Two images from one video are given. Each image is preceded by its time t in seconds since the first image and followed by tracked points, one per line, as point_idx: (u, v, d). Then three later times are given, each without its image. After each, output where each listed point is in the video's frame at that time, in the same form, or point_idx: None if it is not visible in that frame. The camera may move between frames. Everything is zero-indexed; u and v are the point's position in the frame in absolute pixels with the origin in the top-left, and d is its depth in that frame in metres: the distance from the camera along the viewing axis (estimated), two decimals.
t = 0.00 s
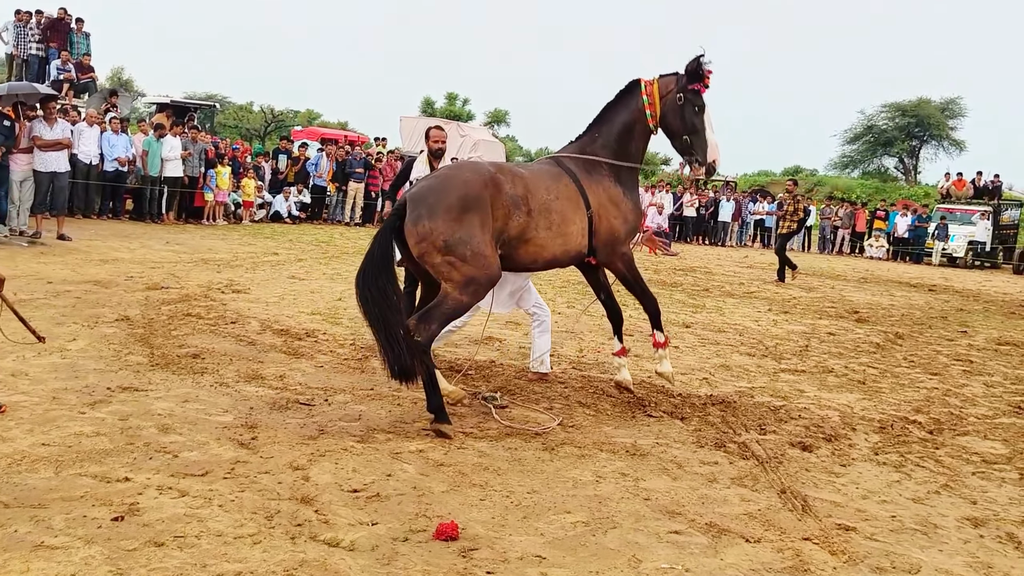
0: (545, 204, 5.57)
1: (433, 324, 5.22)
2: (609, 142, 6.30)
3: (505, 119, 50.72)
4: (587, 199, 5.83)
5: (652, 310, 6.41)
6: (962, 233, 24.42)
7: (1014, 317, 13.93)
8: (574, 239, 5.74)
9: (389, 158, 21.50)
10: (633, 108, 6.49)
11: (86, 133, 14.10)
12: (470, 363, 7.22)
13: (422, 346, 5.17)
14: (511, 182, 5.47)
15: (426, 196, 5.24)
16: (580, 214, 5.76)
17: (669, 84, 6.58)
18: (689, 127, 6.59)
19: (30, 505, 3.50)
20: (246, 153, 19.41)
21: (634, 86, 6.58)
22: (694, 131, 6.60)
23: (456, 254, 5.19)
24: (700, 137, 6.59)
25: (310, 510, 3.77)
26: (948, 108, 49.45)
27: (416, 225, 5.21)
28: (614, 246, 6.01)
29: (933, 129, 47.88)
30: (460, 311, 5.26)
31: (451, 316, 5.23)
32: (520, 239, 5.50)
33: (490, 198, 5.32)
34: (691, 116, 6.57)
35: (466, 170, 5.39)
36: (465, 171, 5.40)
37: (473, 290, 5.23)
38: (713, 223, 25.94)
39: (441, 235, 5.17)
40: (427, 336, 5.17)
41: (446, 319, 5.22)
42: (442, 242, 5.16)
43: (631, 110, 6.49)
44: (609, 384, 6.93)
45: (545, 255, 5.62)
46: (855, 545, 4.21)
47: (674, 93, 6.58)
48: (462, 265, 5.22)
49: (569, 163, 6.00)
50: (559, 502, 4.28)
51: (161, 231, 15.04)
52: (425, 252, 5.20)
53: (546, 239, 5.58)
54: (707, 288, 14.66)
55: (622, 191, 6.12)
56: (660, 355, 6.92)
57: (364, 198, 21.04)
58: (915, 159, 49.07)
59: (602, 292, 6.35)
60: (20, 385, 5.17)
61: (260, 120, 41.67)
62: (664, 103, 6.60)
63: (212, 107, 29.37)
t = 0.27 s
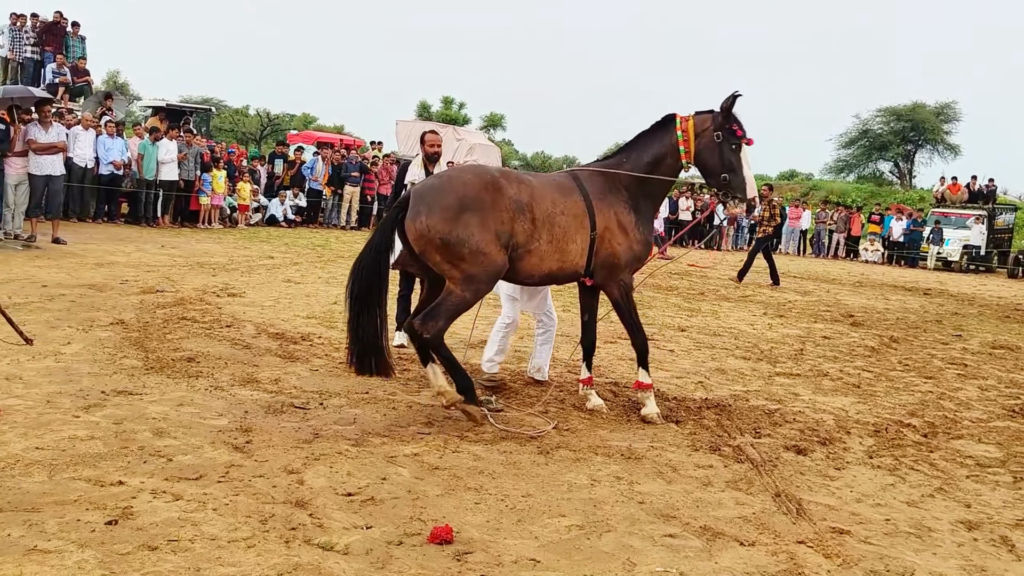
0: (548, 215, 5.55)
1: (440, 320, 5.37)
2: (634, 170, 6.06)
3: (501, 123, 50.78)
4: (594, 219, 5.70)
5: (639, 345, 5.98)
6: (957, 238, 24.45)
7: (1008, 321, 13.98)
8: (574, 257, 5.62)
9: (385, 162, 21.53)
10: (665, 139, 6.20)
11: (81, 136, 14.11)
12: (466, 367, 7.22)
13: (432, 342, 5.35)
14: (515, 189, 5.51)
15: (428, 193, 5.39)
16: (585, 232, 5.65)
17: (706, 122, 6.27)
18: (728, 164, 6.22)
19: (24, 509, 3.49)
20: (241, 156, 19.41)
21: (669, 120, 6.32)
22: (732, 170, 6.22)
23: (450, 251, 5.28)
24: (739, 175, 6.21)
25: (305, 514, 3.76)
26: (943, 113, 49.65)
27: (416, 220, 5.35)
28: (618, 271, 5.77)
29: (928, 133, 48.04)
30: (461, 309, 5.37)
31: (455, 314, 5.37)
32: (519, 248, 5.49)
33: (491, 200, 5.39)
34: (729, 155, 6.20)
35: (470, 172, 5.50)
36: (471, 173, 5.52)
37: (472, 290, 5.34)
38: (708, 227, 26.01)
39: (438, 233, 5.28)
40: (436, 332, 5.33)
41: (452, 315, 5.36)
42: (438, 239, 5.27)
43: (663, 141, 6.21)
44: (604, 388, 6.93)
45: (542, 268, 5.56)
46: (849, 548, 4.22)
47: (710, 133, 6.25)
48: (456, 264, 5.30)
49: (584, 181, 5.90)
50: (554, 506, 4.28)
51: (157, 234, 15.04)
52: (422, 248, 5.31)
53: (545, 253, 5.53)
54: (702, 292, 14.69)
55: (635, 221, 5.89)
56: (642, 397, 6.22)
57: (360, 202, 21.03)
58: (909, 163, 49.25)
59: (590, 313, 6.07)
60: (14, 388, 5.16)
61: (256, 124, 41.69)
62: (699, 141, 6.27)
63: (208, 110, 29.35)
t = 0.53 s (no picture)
0: (553, 217, 5.52)
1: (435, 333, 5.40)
2: (653, 175, 6.02)
3: (501, 126, 50.80)
4: (602, 220, 5.64)
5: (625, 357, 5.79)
6: (956, 240, 24.46)
7: (1008, 323, 13.98)
8: (581, 259, 5.57)
9: (384, 164, 21.55)
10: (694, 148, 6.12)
11: (81, 139, 14.13)
12: (467, 369, 7.22)
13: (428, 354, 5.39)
14: (518, 192, 5.51)
15: (430, 196, 5.46)
16: (592, 234, 5.60)
17: (740, 142, 6.14)
18: (750, 190, 6.16)
19: (25, 511, 3.49)
20: (241, 159, 19.42)
21: (702, 129, 6.19)
22: (751, 197, 6.16)
23: (450, 254, 5.34)
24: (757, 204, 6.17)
25: (306, 517, 3.76)
26: (942, 116, 49.71)
27: (417, 223, 5.43)
28: (628, 275, 5.70)
29: (928, 136, 48.09)
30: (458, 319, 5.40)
31: (450, 325, 5.40)
32: (522, 251, 5.48)
33: (492, 204, 5.41)
34: (755, 181, 6.12)
35: (473, 176, 5.54)
36: (474, 176, 5.55)
37: (470, 294, 5.37)
38: (708, 229, 26.03)
39: (437, 235, 5.35)
40: (431, 347, 5.38)
41: (448, 327, 5.39)
42: (438, 242, 5.33)
43: (691, 149, 6.13)
44: (605, 390, 6.93)
45: (548, 270, 5.54)
46: (850, 550, 4.22)
47: (742, 153, 6.12)
48: (456, 266, 5.36)
49: (597, 183, 5.86)
50: (555, 508, 4.28)
51: (156, 237, 15.05)
52: (422, 251, 5.39)
53: (549, 255, 5.51)
54: (702, 294, 14.70)
55: (650, 224, 5.79)
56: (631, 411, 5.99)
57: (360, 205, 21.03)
58: (908, 166, 49.29)
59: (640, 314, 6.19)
60: (15, 391, 5.16)
61: (255, 126, 41.72)
62: (728, 158, 6.14)
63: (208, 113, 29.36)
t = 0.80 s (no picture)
0: (555, 218, 5.51)
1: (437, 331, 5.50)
2: (656, 173, 6.01)
3: (501, 129, 50.82)
4: (607, 220, 5.61)
5: (663, 349, 5.82)
6: (957, 243, 24.47)
7: (1009, 325, 13.97)
8: (586, 259, 5.54)
9: (385, 167, 21.57)
10: (695, 142, 6.12)
11: (83, 141, 14.14)
12: (469, 371, 7.23)
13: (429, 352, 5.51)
14: (519, 194, 5.53)
15: (431, 200, 5.51)
16: (596, 234, 5.57)
17: (737, 125, 6.11)
18: (758, 170, 6.10)
19: (28, 514, 3.49)
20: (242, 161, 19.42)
21: (699, 120, 6.20)
22: (764, 175, 6.10)
23: (451, 257, 5.38)
24: (769, 180, 6.10)
25: (309, 519, 3.76)
26: (942, 119, 49.75)
27: (418, 226, 5.48)
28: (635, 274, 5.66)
29: (928, 138, 48.10)
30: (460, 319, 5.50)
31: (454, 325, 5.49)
32: (525, 252, 5.48)
33: (492, 206, 5.44)
34: (762, 158, 6.07)
35: (474, 179, 5.56)
36: (475, 179, 5.57)
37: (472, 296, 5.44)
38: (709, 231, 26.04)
39: (438, 239, 5.39)
40: (432, 344, 5.48)
41: (450, 325, 5.49)
42: (439, 245, 5.38)
43: (692, 143, 6.14)
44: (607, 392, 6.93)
45: (552, 271, 5.51)
46: (854, 553, 4.22)
47: (743, 135, 6.09)
48: (458, 268, 5.40)
49: (601, 184, 5.83)
50: (558, 511, 4.27)
51: (157, 239, 15.05)
52: (424, 254, 5.44)
53: (552, 256, 5.49)
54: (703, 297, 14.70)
55: (656, 223, 5.75)
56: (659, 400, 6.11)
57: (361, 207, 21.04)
58: (909, 168, 49.31)
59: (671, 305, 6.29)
60: (17, 393, 5.16)
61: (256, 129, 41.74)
62: (730, 143, 6.12)
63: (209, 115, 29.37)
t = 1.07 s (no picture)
0: (552, 221, 5.49)
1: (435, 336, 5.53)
2: (657, 179, 5.87)
3: (502, 130, 50.84)
4: (604, 223, 5.56)
5: (652, 354, 5.68)
6: (957, 244, 24.47)
7: (1009, 327, 13.97)
8: (582, 263, 5.51)
9: (385, 168, 21.59)
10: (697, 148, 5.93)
11: (84, 142, 14.14)
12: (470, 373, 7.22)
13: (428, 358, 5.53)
14: (516, 199, 5.53)
15: (431, 206, 5.55)
16: (593, 237, 5.53)
17: (735, 133, 5.83)
18: (750, 182, 5.79)
19: (30, 515, 3.49)
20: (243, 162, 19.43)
21: (704, 126, 5.99)
22: (755, 187, 5.77)
23: (448, 262, 5.41)
24: (761, 194, 5.76)
25: (310, 520, 3.76)
26: (942, 120, 49.77)
27: (417, 232, 5.52)
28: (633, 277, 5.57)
29: (928, 140, 48.12)
30: (456, 323, 5.48)
31: (452, 330, 5.48)
32: (522, 256, 5.48)
33: (488, 210, 5.45)
34: (756, 170, 5.76)
35: (472, 184, 5.59)
36: (473, 184, 5.60)
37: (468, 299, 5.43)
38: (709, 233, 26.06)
39: (435, 243, 5.42)
40: (431, 350, 5.50)
41: (448, 331, 5.48)
42: (436, 248, 5.40)
43: (695, 149, 5.95)
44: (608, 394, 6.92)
45: (549, 275, 5.51)
46: (855, 554, 4.21)
47: (739, 143, 5.81)
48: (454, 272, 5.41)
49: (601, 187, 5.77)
50: (559, 512, 4.27)
51: (158, 240, 15.06)
52: (422, 257, 5.47)
53: (549, 259, 5.48)
54: (703, 298, 14.70)
55: (654, 226, 5.67)
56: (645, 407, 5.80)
57: (361, 208, 21.04)
58: (909, 170, 49.33)
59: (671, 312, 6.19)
60: (18, 394, 5.16)
61: (257, 130, 41.76)
62: (726, 151, 5.86)
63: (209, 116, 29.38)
